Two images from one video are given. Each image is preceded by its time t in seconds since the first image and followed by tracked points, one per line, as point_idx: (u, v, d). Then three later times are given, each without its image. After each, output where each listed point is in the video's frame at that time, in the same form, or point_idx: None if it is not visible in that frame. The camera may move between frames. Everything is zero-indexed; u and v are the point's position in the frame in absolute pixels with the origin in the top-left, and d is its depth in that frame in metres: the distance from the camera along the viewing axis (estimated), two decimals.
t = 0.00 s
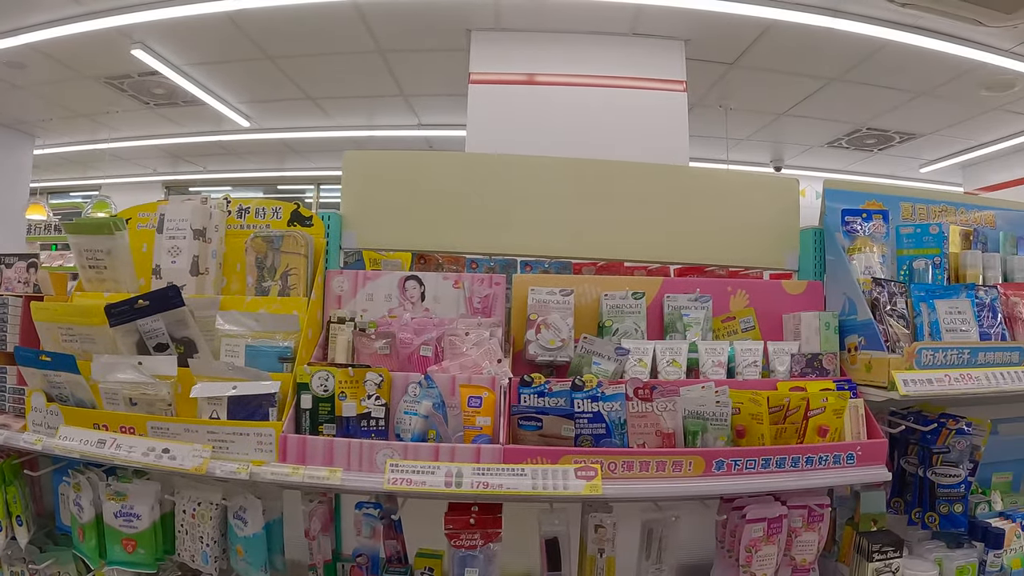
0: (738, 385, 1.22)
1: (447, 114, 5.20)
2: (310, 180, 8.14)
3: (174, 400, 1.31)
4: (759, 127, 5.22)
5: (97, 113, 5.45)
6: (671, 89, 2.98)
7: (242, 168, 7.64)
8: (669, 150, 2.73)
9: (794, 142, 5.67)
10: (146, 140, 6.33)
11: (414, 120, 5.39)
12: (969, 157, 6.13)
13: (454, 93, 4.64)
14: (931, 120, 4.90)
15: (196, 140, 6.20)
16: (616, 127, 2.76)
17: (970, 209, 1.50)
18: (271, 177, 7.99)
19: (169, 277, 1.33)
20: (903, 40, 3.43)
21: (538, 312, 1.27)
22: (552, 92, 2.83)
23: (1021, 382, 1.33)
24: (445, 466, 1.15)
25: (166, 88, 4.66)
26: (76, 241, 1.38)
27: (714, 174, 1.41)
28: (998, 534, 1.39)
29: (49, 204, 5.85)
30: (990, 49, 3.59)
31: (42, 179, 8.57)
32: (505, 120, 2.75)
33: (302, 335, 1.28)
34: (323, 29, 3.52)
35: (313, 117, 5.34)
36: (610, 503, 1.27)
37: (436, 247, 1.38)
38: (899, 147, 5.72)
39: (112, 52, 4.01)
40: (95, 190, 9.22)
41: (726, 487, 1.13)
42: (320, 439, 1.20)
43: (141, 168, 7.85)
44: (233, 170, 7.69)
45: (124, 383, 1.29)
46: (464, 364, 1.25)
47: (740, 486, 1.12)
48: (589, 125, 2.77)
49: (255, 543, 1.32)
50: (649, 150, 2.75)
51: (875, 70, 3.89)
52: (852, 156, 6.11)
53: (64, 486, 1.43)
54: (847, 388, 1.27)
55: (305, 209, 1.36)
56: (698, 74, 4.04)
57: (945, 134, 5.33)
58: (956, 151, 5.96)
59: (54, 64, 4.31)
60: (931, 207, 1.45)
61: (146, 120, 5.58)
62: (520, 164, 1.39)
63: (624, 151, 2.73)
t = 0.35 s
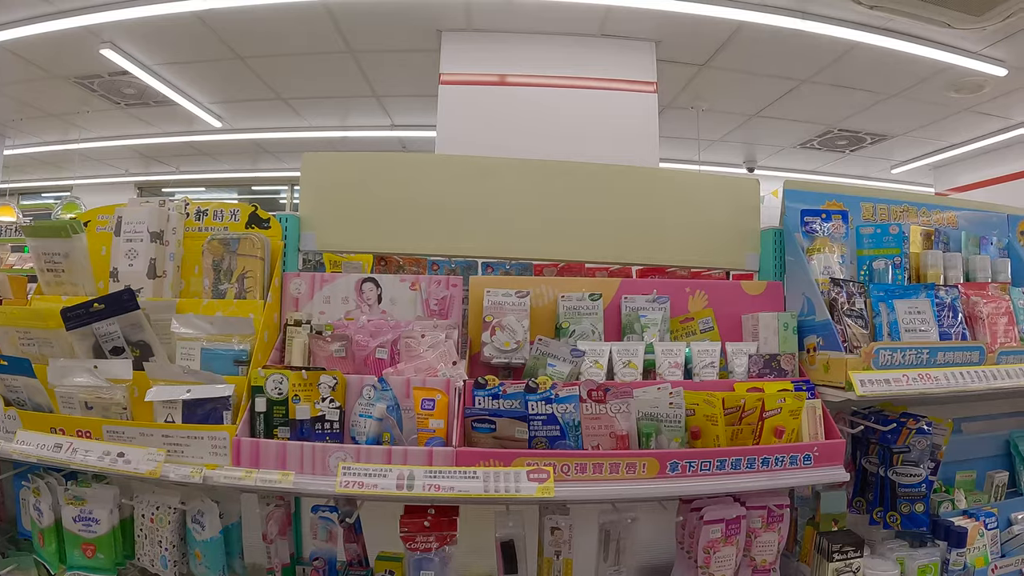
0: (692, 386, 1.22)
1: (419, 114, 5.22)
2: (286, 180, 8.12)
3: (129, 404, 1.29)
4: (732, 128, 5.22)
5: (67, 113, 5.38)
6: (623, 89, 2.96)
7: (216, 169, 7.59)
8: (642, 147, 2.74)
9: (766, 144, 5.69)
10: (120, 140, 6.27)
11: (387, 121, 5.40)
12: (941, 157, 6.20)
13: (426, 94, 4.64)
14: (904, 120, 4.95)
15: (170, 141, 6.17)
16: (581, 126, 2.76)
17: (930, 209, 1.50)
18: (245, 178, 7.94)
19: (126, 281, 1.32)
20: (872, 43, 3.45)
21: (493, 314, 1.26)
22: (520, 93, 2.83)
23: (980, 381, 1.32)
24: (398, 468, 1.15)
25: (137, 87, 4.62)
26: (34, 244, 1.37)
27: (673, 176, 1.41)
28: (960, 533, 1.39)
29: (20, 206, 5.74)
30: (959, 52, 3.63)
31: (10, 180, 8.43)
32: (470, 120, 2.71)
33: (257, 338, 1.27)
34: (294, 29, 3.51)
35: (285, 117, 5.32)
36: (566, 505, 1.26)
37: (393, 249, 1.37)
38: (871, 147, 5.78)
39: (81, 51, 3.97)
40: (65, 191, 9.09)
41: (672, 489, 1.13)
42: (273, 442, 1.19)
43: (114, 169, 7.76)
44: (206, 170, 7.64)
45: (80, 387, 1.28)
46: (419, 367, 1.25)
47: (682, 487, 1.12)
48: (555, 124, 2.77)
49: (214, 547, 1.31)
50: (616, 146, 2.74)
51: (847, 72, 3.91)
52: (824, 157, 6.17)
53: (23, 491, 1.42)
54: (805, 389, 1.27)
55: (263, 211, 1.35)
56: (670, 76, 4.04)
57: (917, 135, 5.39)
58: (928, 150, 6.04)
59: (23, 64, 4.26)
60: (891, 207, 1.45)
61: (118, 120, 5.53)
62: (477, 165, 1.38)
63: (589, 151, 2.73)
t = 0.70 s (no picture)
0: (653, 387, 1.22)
1: (393, 115, 5.22)
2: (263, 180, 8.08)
3: (90, 406, 1.29)
4: (705, 129, 5.24)
5: (37, 112, 5.30)
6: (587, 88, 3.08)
7: (192, 169, 7.53)
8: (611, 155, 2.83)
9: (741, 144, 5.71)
10: (92, 140, 6.19)
11: (361, 122, 5.40)
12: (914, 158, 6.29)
13: (400, 94, 4.64)
14: (879, 121, 4.97)
15: (143, 140, 6.12)
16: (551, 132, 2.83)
17: (895, 208, 1.50)
18: (221, 178, 7.89)
19: (87, 283, 1.31)
20: (845, 44, 3.46)
21: (454, 315, 1.25)
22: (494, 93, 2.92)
23: (943, 380, 1.32)
24: (356, 470, 1.15)
25: (109, 86, 4.57)
26: None
27: (638, 176, 1.41)
28: (927, 531, 1.39)
29: None
30: (931, 55, 3.66)
31: None
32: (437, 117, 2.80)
33: (218, 340, 1.26)
34: (265, 28, 3.50)
35: (259, 117, 5.31)
36: (529, 507, 1.26)
37: (356, 249, 1.37)
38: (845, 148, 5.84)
39: (51, 50, 3.91)
40: (37, 191, 8.96)
41: (623, 490, 1.13)
42: (232, 444, 1.18)
43: (87, 169, 7.66)
44: (181, 170, 7.57)
45: (39, 391, 1.27)
46: (380, 368, 1.25)
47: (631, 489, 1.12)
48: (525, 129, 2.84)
49: (176, 551, 1.29)
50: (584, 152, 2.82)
51: (822, 74, 3.92)
52: (800, 158, 6.22)
53: None
54: (768, 389, 1.27)
55: (225, 212, 1.35)
56: (644, 77, 4.05)
57: (891, 135, 5.43)
58: (903, 151, 6.09)
59: None
60: (857, 206, 1.44)
61: (90, 119, 5.46)
62: (440, 165, 1.38)
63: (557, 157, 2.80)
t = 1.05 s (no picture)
0: (608, 387, 1.21)
1: (364, 116, 5.21)
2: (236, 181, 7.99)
3: (43, 409, 1.27)
4: (677, 130, 5.23)
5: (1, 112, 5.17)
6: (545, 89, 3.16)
7: (163, 170, 7.41)
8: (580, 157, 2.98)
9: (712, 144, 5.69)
10: (59, 140, 6.04)
11: (332, 122, 5.36)
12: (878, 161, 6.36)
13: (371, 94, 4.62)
14: (849, 123, 4.99)
15: (111, 141, 6.00)
16: (515, 136, 2.95)
17: (856, 208, 1.50)
18: (194, 179, 7.78)
19: (42, 284, 1.29)
20: (811, 47, 3.47)
21: (409, 315, 1.25)
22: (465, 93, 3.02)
23: (902, 379, 1.31)
24: (308, 472, 1.13)
25: (76, 86, 4.47)
26: None
27: (597, 177, 1.41)
28: (888, 530, 1.37)
29: None
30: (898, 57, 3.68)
31: None
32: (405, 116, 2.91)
33: (172, 341, 1.25)
34: (233, 27, 3.45)
35: (230, 118, 5.25)
36: (485, 508, 1.26)
37: (312, 250, 1.36)
38: (814, 150, 5.86)
39: (15, 49, 3.82)
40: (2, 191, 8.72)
41: (575, 491, 1.12)
42: (185, 446, 1.17)
43: (54, 170, 7.48)
44: (152, 171, 7.43)
45: None
46: (334, 369, 1.24)
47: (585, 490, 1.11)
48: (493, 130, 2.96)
49: (133, 554, 1.29)
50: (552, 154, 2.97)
51: (793, 75, 3.93)
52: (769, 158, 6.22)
53: None
54: (725, 389, 1.25)
55: (181, 212, 1.34)
56: (614, 79, 4.04)
57: (859, 137, 5.46)
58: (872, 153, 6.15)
59: None
60: (817, 206, 1.44)
61: (57, 118, 5.33)
62: (398, 165, 1.38)
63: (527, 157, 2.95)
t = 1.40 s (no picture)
0: (561, 386, 1.20)
1: (334, 115, 5.17)
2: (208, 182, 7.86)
3: None
4: (648, 130, 5.20)
5: None
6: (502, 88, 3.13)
7: (133, 170, 7.26)
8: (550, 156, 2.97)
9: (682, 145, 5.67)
10: (22, 140, 5.87)
11: (301, 121, 5.31)
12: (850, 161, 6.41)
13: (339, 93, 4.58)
14: (818, 124, 5.02)
15: (78, 140, 5.85)
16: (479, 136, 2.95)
17: (816, 206, 1.49)
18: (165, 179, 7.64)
19: None
20: (777, 47, 3.48)
21: (361, 315, 1.24)
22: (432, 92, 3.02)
23: (860, 378, 1.29)
24: (256, 473, 1.13)
25: (40, 84, 4.37)
26: None
27: (555, 175, 1.41)
28: (848, 528, 1.35)
29: None
30: (867, 58, 3.70)
31: None
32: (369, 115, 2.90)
33: (123, 341, 1.24)
34: (197, 23, 3.40)
35: (198, 117, 5.18)
36: (439, 510, 1.25)
37: (268, 249, 1.36)
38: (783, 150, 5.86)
39: None
40: None
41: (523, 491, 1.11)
42: (133, 448, 1.15)
43: (17, 170, 7.27)
44: (121, 172, 7.27)
45: None
46: (285, 369, 1.23)
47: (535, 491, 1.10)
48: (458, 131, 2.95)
49: (86, 558, 1.27)
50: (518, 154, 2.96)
51: (765, 76, 3.93)
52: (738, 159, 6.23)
53: None
54: (680, 389, 1.24)
55: (134, 211, 1.34)
56: (582, 79, 4.02)
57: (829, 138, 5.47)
58: (837, 155, 6.18)
59: None
60: (776, 205, 1.44)
61: (21, 117, 5.18)
62: (355, 164, 1.37)
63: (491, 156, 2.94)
